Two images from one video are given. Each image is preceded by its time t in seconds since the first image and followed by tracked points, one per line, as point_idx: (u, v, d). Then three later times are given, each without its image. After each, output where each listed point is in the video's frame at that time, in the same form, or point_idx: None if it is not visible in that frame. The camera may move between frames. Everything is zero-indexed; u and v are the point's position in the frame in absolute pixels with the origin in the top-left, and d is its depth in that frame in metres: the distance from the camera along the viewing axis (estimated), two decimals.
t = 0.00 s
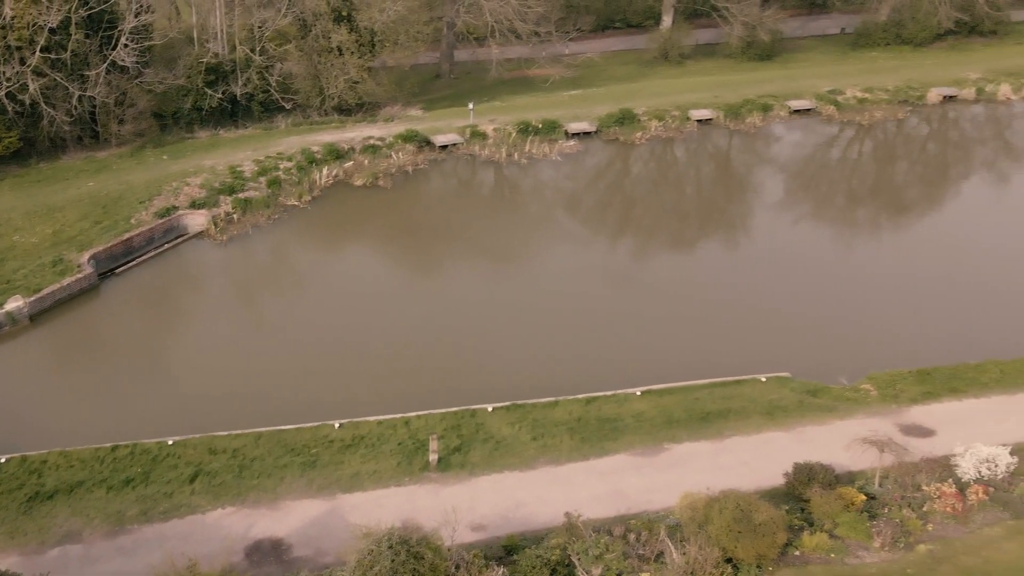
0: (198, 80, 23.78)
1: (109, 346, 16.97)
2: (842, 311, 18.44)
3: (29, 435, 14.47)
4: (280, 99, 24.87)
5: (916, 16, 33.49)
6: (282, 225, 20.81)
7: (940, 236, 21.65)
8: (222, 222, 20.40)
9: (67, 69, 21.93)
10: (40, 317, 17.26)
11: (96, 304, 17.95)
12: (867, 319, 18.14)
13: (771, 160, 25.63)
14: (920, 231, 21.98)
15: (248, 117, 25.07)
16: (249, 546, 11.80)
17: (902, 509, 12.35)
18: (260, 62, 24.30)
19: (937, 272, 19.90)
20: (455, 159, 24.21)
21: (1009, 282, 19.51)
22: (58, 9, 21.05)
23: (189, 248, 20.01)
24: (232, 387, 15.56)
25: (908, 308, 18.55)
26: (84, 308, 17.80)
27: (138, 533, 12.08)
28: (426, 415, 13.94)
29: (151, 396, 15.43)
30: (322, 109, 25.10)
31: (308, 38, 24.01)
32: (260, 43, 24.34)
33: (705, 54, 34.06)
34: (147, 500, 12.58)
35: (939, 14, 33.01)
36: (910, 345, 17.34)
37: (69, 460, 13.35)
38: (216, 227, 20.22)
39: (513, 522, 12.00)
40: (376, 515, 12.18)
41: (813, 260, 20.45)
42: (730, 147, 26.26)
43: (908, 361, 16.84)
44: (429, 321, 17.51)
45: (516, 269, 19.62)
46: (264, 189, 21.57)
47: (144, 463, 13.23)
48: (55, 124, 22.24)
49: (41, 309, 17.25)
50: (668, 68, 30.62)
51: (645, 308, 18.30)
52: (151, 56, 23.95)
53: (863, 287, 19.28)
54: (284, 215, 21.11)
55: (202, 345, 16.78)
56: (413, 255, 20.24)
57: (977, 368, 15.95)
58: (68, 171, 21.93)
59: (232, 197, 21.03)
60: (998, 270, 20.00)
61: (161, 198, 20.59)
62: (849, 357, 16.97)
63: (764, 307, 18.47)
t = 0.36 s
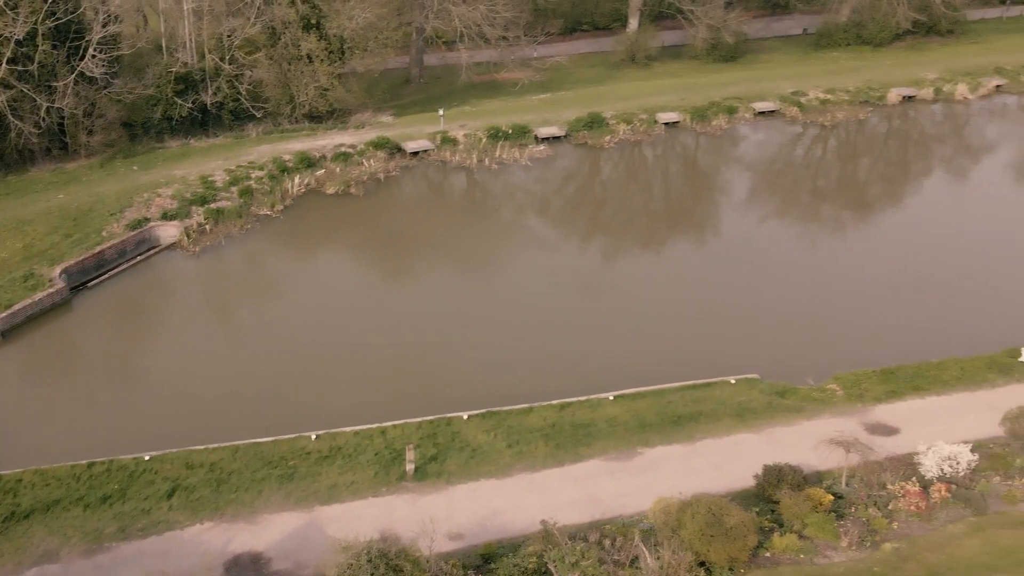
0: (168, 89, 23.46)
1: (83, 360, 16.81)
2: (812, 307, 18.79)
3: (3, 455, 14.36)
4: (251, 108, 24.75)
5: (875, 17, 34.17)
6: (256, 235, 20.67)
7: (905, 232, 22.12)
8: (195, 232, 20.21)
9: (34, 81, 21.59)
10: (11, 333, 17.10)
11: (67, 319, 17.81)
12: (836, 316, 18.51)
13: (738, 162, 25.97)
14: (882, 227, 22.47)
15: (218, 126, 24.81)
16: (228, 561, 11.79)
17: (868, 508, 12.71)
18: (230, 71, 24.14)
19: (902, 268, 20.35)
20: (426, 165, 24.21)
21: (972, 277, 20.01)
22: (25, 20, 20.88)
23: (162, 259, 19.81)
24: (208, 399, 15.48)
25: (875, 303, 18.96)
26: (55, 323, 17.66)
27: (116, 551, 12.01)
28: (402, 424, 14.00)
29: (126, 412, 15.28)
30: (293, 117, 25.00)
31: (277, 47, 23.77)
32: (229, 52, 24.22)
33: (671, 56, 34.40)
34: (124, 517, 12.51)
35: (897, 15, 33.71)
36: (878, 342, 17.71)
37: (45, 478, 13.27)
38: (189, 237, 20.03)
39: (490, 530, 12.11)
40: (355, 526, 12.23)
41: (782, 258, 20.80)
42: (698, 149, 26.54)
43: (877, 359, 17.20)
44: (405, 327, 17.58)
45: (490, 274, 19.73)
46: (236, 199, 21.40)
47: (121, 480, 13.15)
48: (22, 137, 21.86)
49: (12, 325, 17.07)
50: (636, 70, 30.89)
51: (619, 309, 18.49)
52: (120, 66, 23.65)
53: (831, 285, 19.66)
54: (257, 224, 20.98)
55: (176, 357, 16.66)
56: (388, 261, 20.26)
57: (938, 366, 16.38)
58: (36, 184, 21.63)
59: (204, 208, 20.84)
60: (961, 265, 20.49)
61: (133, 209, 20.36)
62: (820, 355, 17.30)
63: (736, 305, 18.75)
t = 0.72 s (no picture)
0: (136, 99, 23.24)
1: (55, 373, 16.65)
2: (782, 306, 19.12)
3: None
4: (221, 117, 24.56)
5: (835, 18, 34.79)
6: (230, 245, 20.54)
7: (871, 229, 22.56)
8: (167, 244, 19.99)
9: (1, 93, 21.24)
10: None
11: (40, 335, 17.60)
12: (806, 314, 18.86)
13: (705, 163, 26.30)
14: (847, 225, 22.91)
15: (189, 135, 24.60)
16: None
17: (836, 508, 13.03)
18: (200, 80, 24.01)
19: (869, 265, 20.76)
20: (398, 171, 24.17)
21: (935, 273, 20.48)
22: None
23: (134, 271, 19.59)
24: (183, 411, 15.41)
25: (844, 301, 19.34)
26: (27, 340, 17.44)
27: (94, 569, 11.96)
28: (378, 434, 14.08)
29: (101, 427, 15.15)
30: (263, 125, 24.86)
31: (247, 54, 23.72)
32: (198, 60, 24.18)
33: (638, 58, 34.71)
34: (102, 535, 12.45)
35: (857, 15, 34.33)
36: (847, 340, 18.06)
37: (20, 497, 13.17)
38: (161, 249, 19.82)
39: (468, 538, 12.22)
40: (333, 537, 12.26)
41: (753, 256, 21.11)
42: (666, 151, 26.81)
43: (845, 357, 17.53)
44: (381, 333, 17.62)
45: (464, 278, 19.80)
46: (208, 209, 21.22)
47: (98, 497, 13.08)
48: None
49: None
50: (604, 73, 31.13)
51: (594, 310, 18.66)
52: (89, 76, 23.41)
53: (801, 282, 20.00)
54: (228, 235, 20.79)
55: (150, 370, 16.55)
56: (362, 268, 20.27)
57: (901, 364, 16.80)
58: (5, 197, 21.27)
59: (176, 218, 20.65)
60: (925, 262, 20.96)
61: (104, 221, 20.15)
62: (790, 353, 17.59)
63: (708, 305, 19.01)
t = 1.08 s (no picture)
0: (106, 109, 22.90)
1: (28, 389, 16.50)
2: (751, 305, 19.44)
3: None
4: (192, 125, 24.42)
5: (797, 19, 35.33)
6: (202, 255, 20.46)
7: (837, 228, 22.99)
8: (140, 256, 19.86)
9: None
10: None
11: (12, 351, 17.42)
12: (775, 313, 19.21)
13: (674, 166, 26.62)
14: (812, 224, 23.34)
15: (159, 144, 24.31)
16: None
17: (804, 507, 13.36)
18: (169, 89, 23.80)
19: (836, 264, 21.17)
20: (370, 178, 24.14)
21: (899, 270, 20.94)
22: None
23: (107, 283, 19.43)
24: (159, 425, 15.34)
25: (811, 299, 19.72)
26: None
27: None
28: (355, 443, 14.16)
29: (75, 442, 15.03)
30: (234, 133, 24.73)
31: (216, 63, 23.62)
32: (167, 70, 24.04)
33: (605, 60, 34.94)
34: (80, 553, 12.38)
35: (818, 16, 34.89)
36: (815, 338, 18.40)
37: None
38: (133, 261, 19.68)
39: (446, 546, 12.32)
40: (312, 549, 12.31)
41: (722, 256, 21.43)
42: (635, 153, 27.07)
43: (814, 355, 17.86)
44: (356, 340, 17.67)
45: (438, 283, 19.90)
46: (180, 219, 21.07)
47: (75, 514, 13.00)
48: None
49: None
50: (572, 75, 31.34)
51: (567, 313, 18.86)
52: (57, 86, 23.12)
53: (769, 282, 20.35)
54: (201, 246, 20.68)
55: (124, 384, 16.45)
56: (336, 275, 20.28)
57: (866, 363, 17.19)
58: None
59: (149, 229, 20.50)
60: (890, 259, 21.42)
61: (76, 234, 19.92)
62: (760, 353, 17.90)
63: (679, 306, 19.29)
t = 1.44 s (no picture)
0: (75, 120, 22.69)
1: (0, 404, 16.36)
2: (720, 306, 19.79)
3: None
4: (162, 134, 24.17)
5: (760, 19, 35.81)
6: (175, 266, 20.33)
7: (803, 226, 23.43)
8: (112, 268, 19.64)
9: None
10: None
11: None
12: (744, 312, 19.58)
13: (643, 167, 26.90)
14: (778, 222, 23.76)
15: (129, 153, 24.05)
16: None
17: (774, 507, 13.67)
18: (139, 99, 23.50)
19: (801, 263, 21.61)
20: (342, 186, 24.08)
21: (863, 268, 21.41)
22: None
23: (79, 296, 19.28)
24: (134, 439, 15.30)
25: (779, 298, 20.12)
26: None
27: None
28: (332, 454, 14.24)
29: (51, 459, 14.95)
30: (205, 142, 24.46)
31: (187, 72, 23.43)
32: (137, 80, 23.66)
33: (573, 62, 35.17)
34: (58, 571, 12.35)
35: (780, 17, 35.42)
36: (782, 337, 18.77)
37: None
38: (106, 274, 19.47)
39: (425, 555, 12.43)
40: (291, 561, 12.37)
41: (692, 257, 21.78)
42: (604, 155, 27.32)
43: (781, 354, 18.22)
44: (332, 347, 17.73)
45: (412, 289, 20.01)
46: (152, 230, 20.88)
47: (52, 532, 12.96)
48: None
49: None
50: (540, 78, 31.53)
51: (539, 317, 19.08)
52: (24, 97, 22.80)
53: (738, 281, 20.72)
54: (174, 257, 20.57)
55: (99, 398, 16.38)
56: (309, 283, 20.30)
57: (832, 362, 17.58)
58: None
59: (121, 241, 20.29)
60: (854, 258, 21.87)
61: (46, 247, 19.75)
62: (728, 353, 18.24)
63: (649, 308, 19.58)
